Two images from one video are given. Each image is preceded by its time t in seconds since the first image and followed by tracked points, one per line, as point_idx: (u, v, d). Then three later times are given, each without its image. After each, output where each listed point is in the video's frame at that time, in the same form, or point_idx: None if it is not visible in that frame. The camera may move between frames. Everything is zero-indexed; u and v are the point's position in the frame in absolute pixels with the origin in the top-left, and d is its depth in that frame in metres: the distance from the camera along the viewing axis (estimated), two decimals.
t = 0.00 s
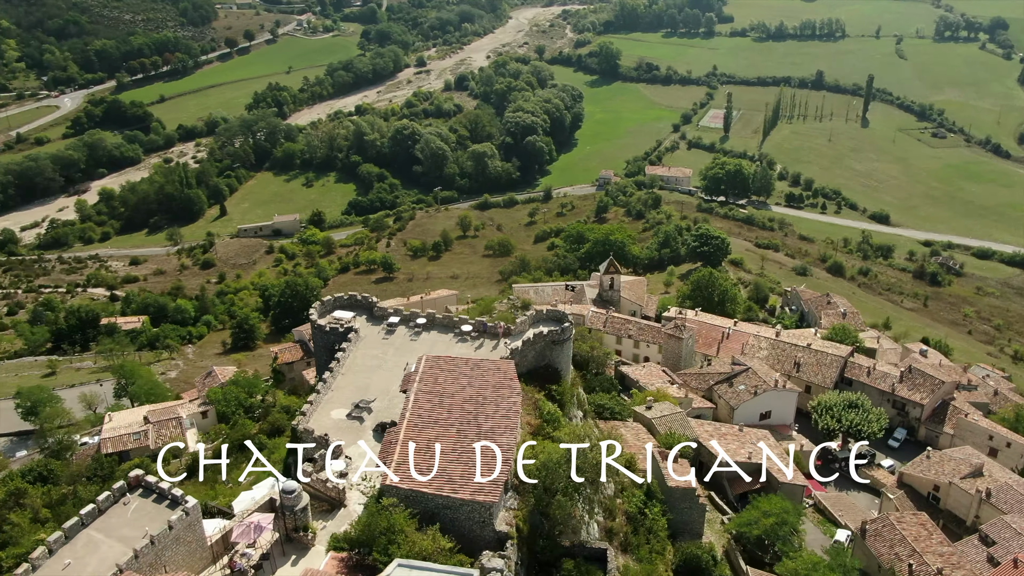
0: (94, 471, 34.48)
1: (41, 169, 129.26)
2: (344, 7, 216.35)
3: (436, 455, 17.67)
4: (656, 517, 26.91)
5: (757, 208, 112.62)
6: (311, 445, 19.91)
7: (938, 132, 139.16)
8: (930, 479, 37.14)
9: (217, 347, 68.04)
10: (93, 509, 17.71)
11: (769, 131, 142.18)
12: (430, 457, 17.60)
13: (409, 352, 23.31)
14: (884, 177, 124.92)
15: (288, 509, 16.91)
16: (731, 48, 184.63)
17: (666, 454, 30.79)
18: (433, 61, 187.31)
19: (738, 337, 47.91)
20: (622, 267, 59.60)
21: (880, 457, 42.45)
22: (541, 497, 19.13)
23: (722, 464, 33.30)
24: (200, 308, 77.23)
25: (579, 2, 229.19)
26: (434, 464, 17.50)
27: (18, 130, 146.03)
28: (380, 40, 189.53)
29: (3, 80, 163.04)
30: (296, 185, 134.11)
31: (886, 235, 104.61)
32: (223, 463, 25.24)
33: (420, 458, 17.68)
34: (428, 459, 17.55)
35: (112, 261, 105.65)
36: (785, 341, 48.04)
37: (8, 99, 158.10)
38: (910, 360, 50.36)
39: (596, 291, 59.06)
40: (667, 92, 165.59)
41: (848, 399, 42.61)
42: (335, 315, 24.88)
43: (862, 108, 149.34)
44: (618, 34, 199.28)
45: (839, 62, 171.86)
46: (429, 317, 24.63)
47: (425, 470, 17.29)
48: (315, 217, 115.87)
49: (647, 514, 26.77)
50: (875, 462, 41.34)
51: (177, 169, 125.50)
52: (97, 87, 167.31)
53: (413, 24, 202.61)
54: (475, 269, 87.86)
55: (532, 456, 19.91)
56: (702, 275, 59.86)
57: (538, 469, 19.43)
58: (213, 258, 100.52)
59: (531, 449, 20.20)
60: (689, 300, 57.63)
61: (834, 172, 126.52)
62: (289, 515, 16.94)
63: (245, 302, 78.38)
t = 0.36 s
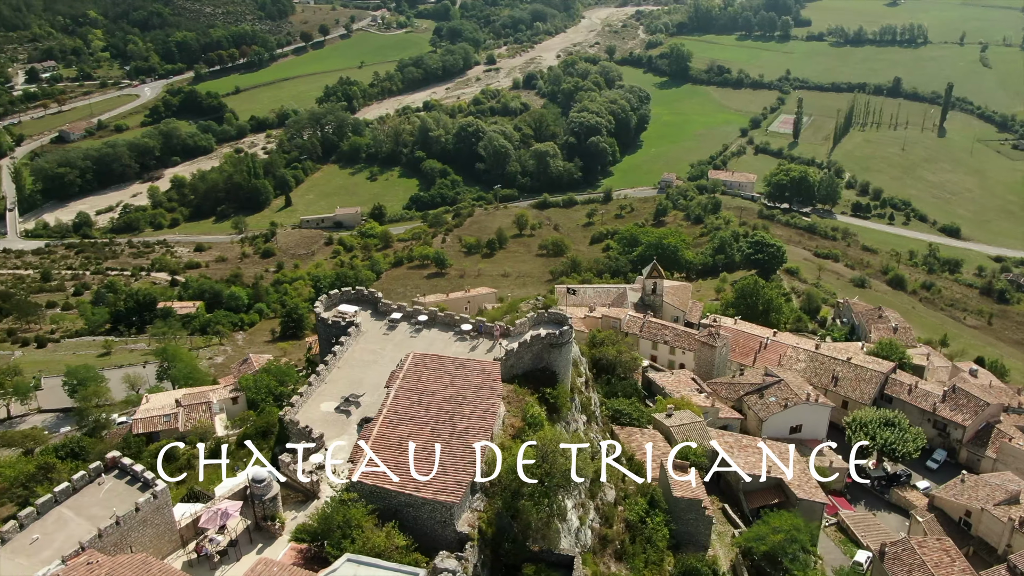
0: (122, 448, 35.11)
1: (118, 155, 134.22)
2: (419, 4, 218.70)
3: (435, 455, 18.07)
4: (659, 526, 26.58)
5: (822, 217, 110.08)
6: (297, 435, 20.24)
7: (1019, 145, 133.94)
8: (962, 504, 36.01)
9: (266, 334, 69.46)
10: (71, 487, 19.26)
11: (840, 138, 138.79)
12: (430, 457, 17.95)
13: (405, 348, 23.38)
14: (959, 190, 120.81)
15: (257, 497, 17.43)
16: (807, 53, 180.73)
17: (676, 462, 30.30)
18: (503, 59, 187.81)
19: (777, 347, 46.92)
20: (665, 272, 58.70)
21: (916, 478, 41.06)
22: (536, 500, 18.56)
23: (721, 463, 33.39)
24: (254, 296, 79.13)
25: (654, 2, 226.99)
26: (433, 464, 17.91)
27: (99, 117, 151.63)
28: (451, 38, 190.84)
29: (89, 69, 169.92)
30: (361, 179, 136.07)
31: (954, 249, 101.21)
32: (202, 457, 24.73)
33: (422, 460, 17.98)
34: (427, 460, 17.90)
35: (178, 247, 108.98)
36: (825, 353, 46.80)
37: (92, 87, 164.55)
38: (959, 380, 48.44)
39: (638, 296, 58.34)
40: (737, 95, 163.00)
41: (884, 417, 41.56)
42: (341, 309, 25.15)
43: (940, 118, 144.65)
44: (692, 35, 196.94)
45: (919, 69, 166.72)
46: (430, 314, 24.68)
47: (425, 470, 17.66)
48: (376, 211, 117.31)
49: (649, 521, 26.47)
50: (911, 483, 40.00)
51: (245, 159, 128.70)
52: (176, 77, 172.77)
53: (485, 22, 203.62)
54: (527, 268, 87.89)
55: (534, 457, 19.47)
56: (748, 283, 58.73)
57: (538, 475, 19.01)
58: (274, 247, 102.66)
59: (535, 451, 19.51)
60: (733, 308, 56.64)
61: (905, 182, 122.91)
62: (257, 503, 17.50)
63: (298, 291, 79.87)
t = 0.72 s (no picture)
0: (150, 429, 36.00)
1: (191, 145, 138.31)
2: (493, 3, 219.58)
3: (436, 455, 18.22)
4: (660, 537, 26.23)
5: (889, 228, 107.01)
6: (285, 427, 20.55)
7: None
8: (994, 532, 34.76)
9: (315, 323, 70.54)
10: (50, 466, 20.08)
11: (915, 147, 134.62)
12: (432, 458, 18.15)
13: (403, 344, 23.55)
14: None
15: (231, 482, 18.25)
16: (887, 59, 175.68)
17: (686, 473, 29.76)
18: (573, 59, 187.20)
19: (815, 360, 45.84)
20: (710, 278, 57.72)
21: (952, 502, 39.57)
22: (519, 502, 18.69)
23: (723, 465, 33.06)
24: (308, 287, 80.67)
25: (730, 4, 223.38)
26: (436, 463, 18.13)
27: (176, 107, 156.25)
28: (523, 36, 190.99)
29: (170, 60, 175.27)
30: (425, 174, 137.25)
31: None
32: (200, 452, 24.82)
33: (425, 460, 18.17)
34: (428, 461, 18.07)
35: (242, 235, 111.69)
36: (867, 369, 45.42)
37: (172, 77, 169.74)
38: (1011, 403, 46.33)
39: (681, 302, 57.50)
40: (810, 101, 159.44)
41: (921, 437, 40.12)
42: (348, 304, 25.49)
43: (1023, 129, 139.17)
44: (767, 39, 193.43)
45: (1005, 79, 160.49)
46: (433, 312, 24.82)
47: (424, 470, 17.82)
48: (436, 207, 118.19)
49: (649, 530, 26.18)
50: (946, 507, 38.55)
51: (312, 152, 131.12)
52: (252, 69, 176.91)
53: (558, 22, 203.11)
54: (579, 269, 87.49)
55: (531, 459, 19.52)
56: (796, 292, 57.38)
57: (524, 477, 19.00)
58: (333, 240, 104.28)
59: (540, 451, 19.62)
60: (778, 318, 55.52)
61: (980, 195, 118.60)
62: (230, 490, 18.28)
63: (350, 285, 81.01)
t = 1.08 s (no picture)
0: (178, 413, 36.92)
1: (262, 137, 141.51)
2: (567, 3, 219.33)
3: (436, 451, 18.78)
4: (659, 548, 25.82)
5: (959, 243, 103.46)
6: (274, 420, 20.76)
7: None
8: None
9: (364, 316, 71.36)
10: (36, 443, 21.48)
11: (993, 160, 129.83)
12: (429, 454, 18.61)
13: (402, 340, 23.76)
14: None
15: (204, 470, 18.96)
16: (970, 68, 169.83)
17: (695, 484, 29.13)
18: (644, 61, 185.74)
19: (854, 376, 44.58)
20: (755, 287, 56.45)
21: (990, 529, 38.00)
22: (499, 504, 18.72)
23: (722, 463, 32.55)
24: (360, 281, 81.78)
25: (809, 8, 218.81)
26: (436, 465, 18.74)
27: (250, 100, 159.99)
28: (594, 37, 190.42)
29: (247, 54, 179.61)
30: (488, 173, 137.83)
31: None
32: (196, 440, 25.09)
33: (423, 458, 18.52)
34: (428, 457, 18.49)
35: (304, 227, 113.81)
36: (909, 387, 43.90)
37: (248, 70, 173.89)
38: None
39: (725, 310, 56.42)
40: (886, 109, 155.12)
41: (958, 460, 38.64)
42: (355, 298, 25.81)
43: None
44: (844, 45, 189.20)
45: None
46: (436, 310, 24.98)
47: (425, 471, 18.49)
48: (496, 206, 118.50)
49: (648, 539, 25.78)
50: (983, 533, 36.93)
51: (378, 147, 132.82)
52: (325, 64, 180.08)
53: (631, 23, 201.59)
54: (632, 273, 86.81)
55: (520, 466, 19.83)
56: (844, 305, 55.91)
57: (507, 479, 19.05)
58: (391, 235, 105.47)
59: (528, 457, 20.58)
60: (823, 331, 54.27)
61: None
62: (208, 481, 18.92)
63: (401, 281, 81.84)
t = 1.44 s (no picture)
0: (206, 397, 37.67)
1: (329, 130, 143.83)
2: (641, 4, 217.62)
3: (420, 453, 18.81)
4: (657, 559, 25.40)
5: None
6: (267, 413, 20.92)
7: None
8: None
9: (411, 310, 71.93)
10: (24, 420, 22.71)
11: None
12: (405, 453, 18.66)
13: (400, 337, 23.94)
14: None
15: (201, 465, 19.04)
16: None
17: (702, 497, 28.60)
18: (716, 64, 183.26)
19: (895, 394, 43.25)
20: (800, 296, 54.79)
21: None
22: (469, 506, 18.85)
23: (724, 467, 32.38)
24: (411, 275, 82.50)
25: (892, 14, 212.69)
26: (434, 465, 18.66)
27: (321, 93, 162.75)
28: (666, 39, 188.63)
29: (321, 48, 182.73)
30: (550, 173, 137.66)
31: None
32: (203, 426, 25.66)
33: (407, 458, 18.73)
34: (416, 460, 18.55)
35: (365, 220, 115.31)
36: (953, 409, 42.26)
37: (321, 65, 176.92)
38: None
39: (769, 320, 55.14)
40: (966, 119, 149.89)
41: (996, 487, 36.99)
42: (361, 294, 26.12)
43: None
44: (926, 52, 183.45)
45: None
46: (437, 309, 25.14)
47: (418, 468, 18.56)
48: (555, 206, 118.23)
49: (645, 549, 25.35)
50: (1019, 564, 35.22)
51: (441, 144, 133.80)
52: (397, 60, 182.07)
53: (705, 25, 198.90)
54: (685, 279, 85.69)
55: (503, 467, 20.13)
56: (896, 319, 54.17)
57: (480, 482, 18.94)
58: (448, 231, 106.14)
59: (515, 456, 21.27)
60: (871, 345, 52.75)
61: None
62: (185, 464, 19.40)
63: (451, 278, 82.31)
